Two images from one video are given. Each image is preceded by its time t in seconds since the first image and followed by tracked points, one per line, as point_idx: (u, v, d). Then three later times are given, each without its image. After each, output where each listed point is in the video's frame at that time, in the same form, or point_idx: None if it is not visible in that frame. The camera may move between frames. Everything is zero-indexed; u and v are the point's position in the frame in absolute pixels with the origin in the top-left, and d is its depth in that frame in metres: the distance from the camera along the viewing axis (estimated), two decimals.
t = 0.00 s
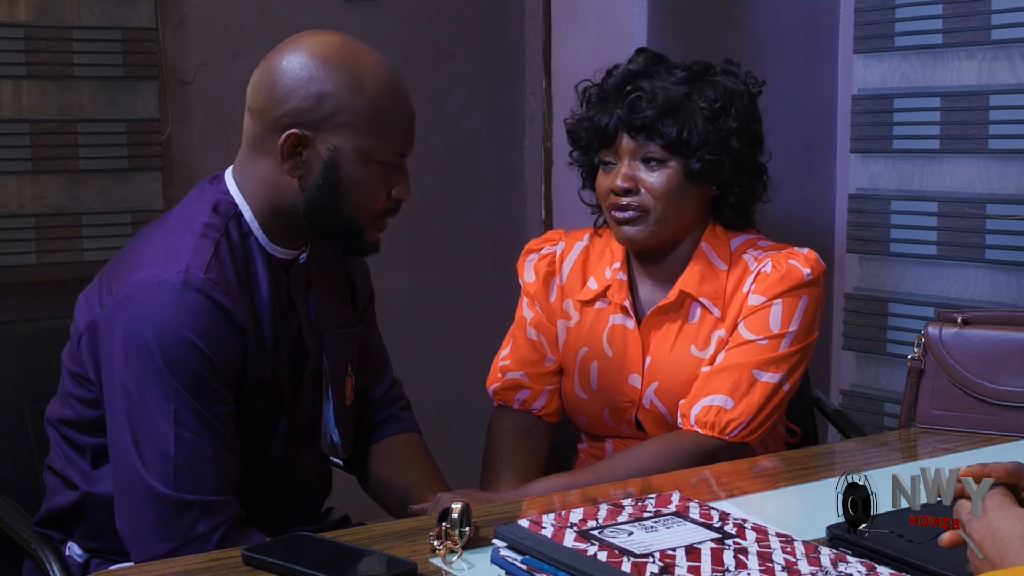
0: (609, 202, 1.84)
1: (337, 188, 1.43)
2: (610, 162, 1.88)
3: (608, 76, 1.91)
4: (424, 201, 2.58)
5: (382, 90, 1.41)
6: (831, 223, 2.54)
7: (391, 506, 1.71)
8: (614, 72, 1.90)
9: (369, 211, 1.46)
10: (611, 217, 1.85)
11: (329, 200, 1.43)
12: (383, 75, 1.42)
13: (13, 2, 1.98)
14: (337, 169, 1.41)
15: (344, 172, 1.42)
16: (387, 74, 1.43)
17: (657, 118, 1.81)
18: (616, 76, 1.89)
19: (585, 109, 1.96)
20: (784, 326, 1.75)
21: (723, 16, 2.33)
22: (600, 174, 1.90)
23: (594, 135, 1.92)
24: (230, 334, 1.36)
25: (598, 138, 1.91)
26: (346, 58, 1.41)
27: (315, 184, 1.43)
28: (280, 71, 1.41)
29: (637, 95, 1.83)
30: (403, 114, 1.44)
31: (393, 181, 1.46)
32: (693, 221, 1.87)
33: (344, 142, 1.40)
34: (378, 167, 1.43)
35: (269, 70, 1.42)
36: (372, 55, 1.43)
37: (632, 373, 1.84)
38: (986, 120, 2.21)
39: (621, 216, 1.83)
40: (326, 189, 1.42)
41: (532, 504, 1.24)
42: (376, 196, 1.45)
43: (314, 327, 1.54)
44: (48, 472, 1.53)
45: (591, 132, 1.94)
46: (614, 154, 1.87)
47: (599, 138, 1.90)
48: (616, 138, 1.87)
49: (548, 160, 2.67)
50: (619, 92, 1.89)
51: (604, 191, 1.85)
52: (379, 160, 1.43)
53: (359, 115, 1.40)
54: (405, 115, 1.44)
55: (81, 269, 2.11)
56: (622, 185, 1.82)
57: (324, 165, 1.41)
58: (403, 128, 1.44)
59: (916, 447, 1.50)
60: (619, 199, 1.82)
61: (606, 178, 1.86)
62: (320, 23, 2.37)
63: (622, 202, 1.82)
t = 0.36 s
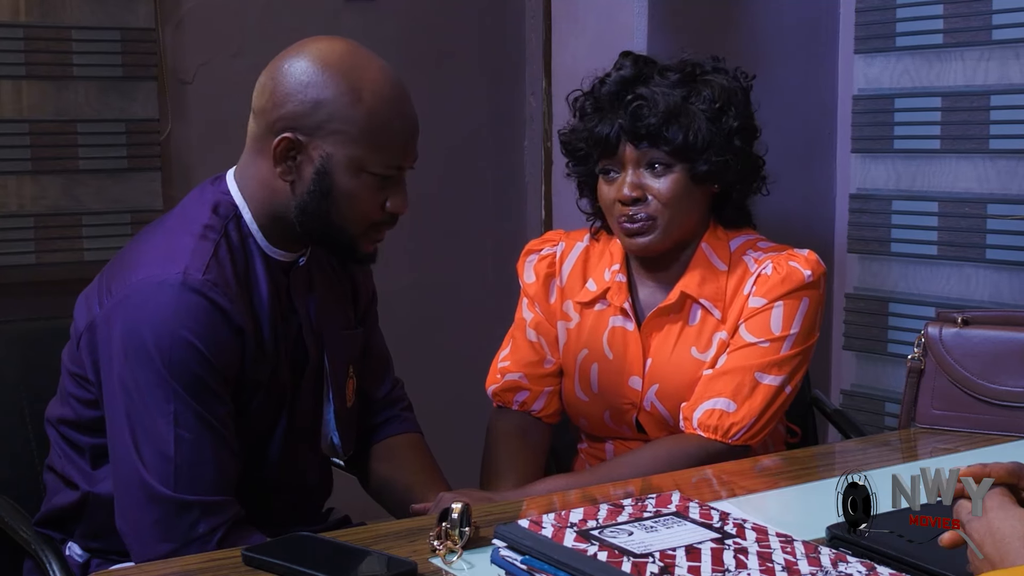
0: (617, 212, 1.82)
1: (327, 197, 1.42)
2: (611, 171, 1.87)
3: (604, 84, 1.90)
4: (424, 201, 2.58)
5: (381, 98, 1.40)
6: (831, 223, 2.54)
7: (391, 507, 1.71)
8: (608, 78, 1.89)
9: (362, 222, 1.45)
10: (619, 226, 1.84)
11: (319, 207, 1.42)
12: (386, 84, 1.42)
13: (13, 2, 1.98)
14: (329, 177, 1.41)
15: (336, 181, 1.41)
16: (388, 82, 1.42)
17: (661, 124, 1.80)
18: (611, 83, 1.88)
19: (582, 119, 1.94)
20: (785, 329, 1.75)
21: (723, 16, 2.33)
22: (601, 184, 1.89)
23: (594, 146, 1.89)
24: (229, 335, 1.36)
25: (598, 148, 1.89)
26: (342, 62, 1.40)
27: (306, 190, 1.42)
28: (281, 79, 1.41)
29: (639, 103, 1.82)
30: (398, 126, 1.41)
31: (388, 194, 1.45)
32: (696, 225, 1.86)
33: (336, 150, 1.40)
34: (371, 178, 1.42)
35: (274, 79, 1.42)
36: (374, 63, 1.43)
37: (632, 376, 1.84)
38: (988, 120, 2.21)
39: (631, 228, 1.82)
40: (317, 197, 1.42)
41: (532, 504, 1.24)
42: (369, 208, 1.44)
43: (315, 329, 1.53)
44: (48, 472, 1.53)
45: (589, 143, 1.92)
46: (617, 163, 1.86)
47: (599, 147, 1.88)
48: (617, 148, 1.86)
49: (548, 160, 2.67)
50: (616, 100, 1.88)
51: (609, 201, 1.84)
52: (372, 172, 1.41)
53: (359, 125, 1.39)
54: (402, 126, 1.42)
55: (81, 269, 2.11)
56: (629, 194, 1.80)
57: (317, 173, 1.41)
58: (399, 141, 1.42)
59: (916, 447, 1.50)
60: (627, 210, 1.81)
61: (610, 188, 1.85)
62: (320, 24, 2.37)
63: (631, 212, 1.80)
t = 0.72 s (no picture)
0: (609, 216, 1.83)
1: (314, 202, 1.40)
2: (604, 174, 1.87)
3: (596, 87, 1.90)
4: (424, 201, 2.58)
5: (373, 104, 1.38)
6: (831, 224, 2.54)
7: (391, 507, 1.71)
8: (599, 81, 1.90)
9: (349, 231, 1.43)
10: (613, 230, 1.84)
11: (305, 212, 1.41)
12: (381, 90, 1.40)
13: (13, 2, 1.98)
14: (315, 182, 1.39)
15: (322, 186, 1.39)
16: (382, 88, 1.40)
17: (650, 129, 1.80)
18: (603, 87, 1.88)
19: (575, 122, 1.94)
20: (784, 329, 1.75)
21: (723, 16, 2.33)
22: (595, 188, 1.89)
23: (586, 150, 1.89)
24: (227, 336, 1.36)
25: (592, 152, 1.89)
26: (333, 66, 1.40)
27: (293, 193, 1.41)
28: (277, 83, 1.42)
29: (628, 109, 1.82)
30: (386, 136, 1.39)
31: (376, 202, 1.42)
32: (690, 230, 1.86)
33: (324, 155, 1.38)
34: (358, 187, 1.39)
35: (271, 84, 1.43)
36: (371, 69, 1.42)
37: (631, 378, 1.84)
38: (988, 120, 2.21)
39: (624, 231, 1.82)
40: (303, 201, 1.41)
41: (531, 504, 1.24)
42: (357, 217, 1.41)
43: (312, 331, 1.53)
44: (48, 472, 1.53)
45: (582, 146, 1.92)
46: (609, 168, 1.86)
47: (592, 151, 1.88)
48: (609, 152, 1.86)
49: (547, 160, 2.67)
50: (607, 103, 1.88)
51: (602, 205, 1.84)
52: (359, 180, 1.39)
53: (348, 131, 1.37)
54: (393, 136, 1.39)
55: (81, 269, 2.11)
56: (620, 199, 1.81)
57: (304, 177, 1.40)
58: (390, 151, 1.39)
59: (916, 447, 1.50)
60: (620, 215, 1.81)
61: (603, 191, 1.85)
62: (321, 24, 2.37)
63: (624, 217, 1.81)
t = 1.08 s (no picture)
0: (619, 222, 1.82)
1: (290, 200, 1.39)
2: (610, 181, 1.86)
3: (598, 93, 1.89)
4: (424, 201, 2.58)
5: (354, 103, 1.36)
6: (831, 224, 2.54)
7: (391, 507, 1.71)
8: (602, 85, 1.89)
9: (325, 232, 1.40)
10: (621, 236, 1.84)
11: (281, 209, 1.39)
12: (368, 90, 1.38)
13: (13, 2, 1.98)
14: (291, 180, 1.38)
15: (297, 185, 1.38)
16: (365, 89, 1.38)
17: (662, 135, 1.79)
18: (606, 92, 1.87)
19: (577, 129, 1.93)
20: (783, 330, 1.75)
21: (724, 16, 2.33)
22: (599, 193, 1.88)
23: (590, 156, 1.88)
24: (221, 337, 1.36)
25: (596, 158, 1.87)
26: (318, 65, 1.39)
27: (272, 188, 1.40)
28: (264, 84, 1.41)
29: (639, 114, 1.80)
30: (366, 137, 1.35)
31: (354, 204, 1.38)
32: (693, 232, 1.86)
33: (301, 153, 1.37)
34: (334, 188, 1.37)
35: (260, 85, 1.42)
36: (358, 69, 1.40)
37: (631, 379, 1.83)
38: (989, 120, 2.21)
39: (634, 236, 1.82)
40: (281, 199, 1.39)
41: (530, 504, 1.24)
42: (332, 219, 1.38)
43: (309, 332, 1.53)
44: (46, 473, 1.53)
45: (582, 153, 1.91)
46: (615, 174, 1.84)
47: (595, 157, 1.86)
48: (616, 159, 1.84)
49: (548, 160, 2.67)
50: (612, 108, 1.87)
51: (610, 211, 1.84)
52: (335, 181, 1.36)
53: (326, 130, 1.35)
54: (375, 137, 1.36)
55: (81, 268, 2.11)
56: (631, 206, 1.80)
57: (282, 175, 1.39)
58: (370, 152, 1.36)
59: (917, 447, 1.50)
60: (629, 221, 1.81)
61: (610, 197, 1.84)
62: (321, 24, 2.37)
63: (633, 223, 1.81)
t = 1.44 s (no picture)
0: (607, 227, 1.83)
1: (269, 193, 1.40)
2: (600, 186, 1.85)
3: (591, 93, 1.88)
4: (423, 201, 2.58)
5: (334, 97, 1.37)
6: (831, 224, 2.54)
7: (390, 507, 1.71)
8: (594, 89, 1.88)
9: (305, 227, 1.40)
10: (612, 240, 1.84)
11: (262, 202, 1.40)
12: (349, 84, 1.39)
13: (13, 2, 1.98)
14: (271, 173, 1.39)
15: (275, 178, 1.39)
16: (347, 83, 1.39)
17: (645, 142, 1.78)
18: (597, 96, 1.86)
19: (569, 130, 1.92)
20: (782, 331, 1.75)
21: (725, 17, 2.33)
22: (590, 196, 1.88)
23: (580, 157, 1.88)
24: (213, 335, 1.36)
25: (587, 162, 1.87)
26: (302, 60, 1.41)
27: (253, 182, 1.41)
28: (250, 80, 1.43)
29: (623, 122, 1.80)
30: (344, 130, 1.36)
31: (335, 199, 1.38)
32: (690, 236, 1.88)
33: (280, 146, 1.38)
34: (313, 182, 1.37)
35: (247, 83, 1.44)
36: (342, 64, 1.41)
37: (630, 381, 1.83)
38: (989, 120, 2.21)
39: (623, 242, 1.82)
40: (261, 193, 1.40)
41: (530, 505, 1.24)
42: (311, 213, 1.39)
43: (306, 332, 1.53)
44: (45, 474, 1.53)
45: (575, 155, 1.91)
46: (603, 178, 1.84)
47: (587, 162, 1.85)
48: (603, 164, 1.84)
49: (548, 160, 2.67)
50: (602, 113, 1.85)
51: (599, 215, 1.84)
52: (313, 174, 1.37)
53: (304, 122, 1.36)
54: (354, 131, 1.36)
55: (81, 269, 2.11)
56: (618, 211, 1.80)
57: (262, 168, 1.40)
58: (348, 147, 1.36)
59: (917, 447, 1.50)
60: (616, 227, 1.81)
61: (599, 202, 1.85)
62: (321, 24, 2.37)
63: (620, 229, 1.81)
